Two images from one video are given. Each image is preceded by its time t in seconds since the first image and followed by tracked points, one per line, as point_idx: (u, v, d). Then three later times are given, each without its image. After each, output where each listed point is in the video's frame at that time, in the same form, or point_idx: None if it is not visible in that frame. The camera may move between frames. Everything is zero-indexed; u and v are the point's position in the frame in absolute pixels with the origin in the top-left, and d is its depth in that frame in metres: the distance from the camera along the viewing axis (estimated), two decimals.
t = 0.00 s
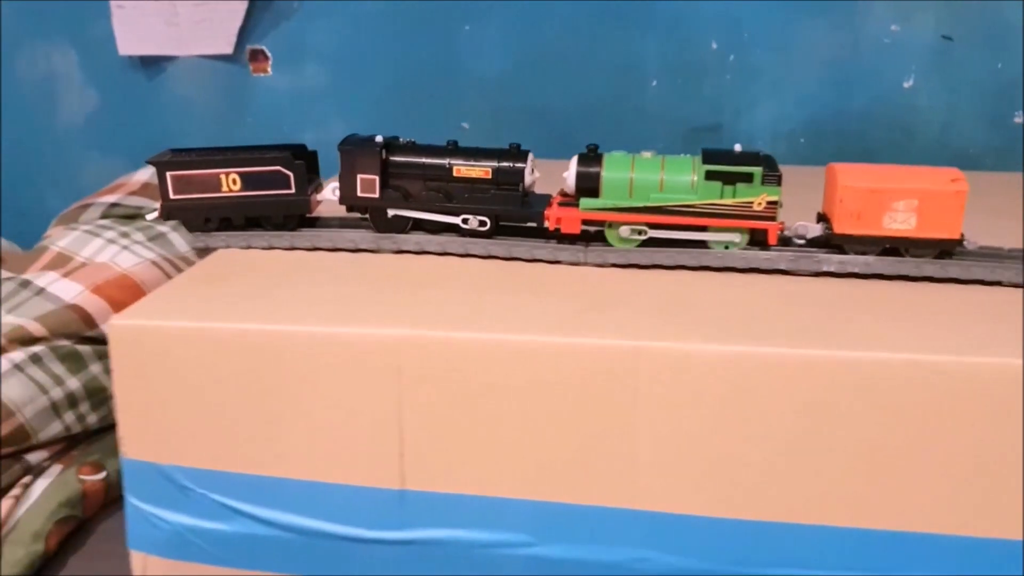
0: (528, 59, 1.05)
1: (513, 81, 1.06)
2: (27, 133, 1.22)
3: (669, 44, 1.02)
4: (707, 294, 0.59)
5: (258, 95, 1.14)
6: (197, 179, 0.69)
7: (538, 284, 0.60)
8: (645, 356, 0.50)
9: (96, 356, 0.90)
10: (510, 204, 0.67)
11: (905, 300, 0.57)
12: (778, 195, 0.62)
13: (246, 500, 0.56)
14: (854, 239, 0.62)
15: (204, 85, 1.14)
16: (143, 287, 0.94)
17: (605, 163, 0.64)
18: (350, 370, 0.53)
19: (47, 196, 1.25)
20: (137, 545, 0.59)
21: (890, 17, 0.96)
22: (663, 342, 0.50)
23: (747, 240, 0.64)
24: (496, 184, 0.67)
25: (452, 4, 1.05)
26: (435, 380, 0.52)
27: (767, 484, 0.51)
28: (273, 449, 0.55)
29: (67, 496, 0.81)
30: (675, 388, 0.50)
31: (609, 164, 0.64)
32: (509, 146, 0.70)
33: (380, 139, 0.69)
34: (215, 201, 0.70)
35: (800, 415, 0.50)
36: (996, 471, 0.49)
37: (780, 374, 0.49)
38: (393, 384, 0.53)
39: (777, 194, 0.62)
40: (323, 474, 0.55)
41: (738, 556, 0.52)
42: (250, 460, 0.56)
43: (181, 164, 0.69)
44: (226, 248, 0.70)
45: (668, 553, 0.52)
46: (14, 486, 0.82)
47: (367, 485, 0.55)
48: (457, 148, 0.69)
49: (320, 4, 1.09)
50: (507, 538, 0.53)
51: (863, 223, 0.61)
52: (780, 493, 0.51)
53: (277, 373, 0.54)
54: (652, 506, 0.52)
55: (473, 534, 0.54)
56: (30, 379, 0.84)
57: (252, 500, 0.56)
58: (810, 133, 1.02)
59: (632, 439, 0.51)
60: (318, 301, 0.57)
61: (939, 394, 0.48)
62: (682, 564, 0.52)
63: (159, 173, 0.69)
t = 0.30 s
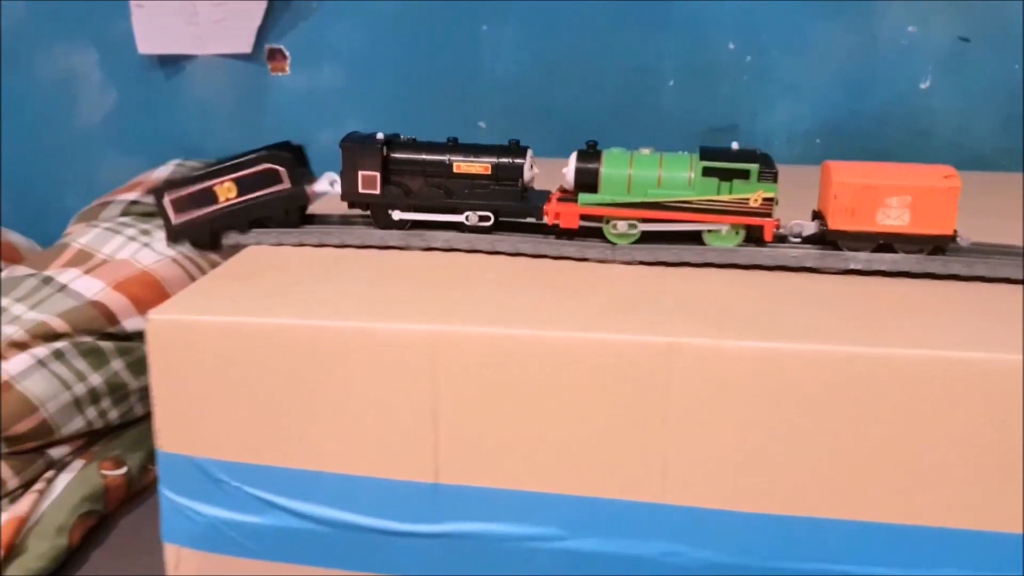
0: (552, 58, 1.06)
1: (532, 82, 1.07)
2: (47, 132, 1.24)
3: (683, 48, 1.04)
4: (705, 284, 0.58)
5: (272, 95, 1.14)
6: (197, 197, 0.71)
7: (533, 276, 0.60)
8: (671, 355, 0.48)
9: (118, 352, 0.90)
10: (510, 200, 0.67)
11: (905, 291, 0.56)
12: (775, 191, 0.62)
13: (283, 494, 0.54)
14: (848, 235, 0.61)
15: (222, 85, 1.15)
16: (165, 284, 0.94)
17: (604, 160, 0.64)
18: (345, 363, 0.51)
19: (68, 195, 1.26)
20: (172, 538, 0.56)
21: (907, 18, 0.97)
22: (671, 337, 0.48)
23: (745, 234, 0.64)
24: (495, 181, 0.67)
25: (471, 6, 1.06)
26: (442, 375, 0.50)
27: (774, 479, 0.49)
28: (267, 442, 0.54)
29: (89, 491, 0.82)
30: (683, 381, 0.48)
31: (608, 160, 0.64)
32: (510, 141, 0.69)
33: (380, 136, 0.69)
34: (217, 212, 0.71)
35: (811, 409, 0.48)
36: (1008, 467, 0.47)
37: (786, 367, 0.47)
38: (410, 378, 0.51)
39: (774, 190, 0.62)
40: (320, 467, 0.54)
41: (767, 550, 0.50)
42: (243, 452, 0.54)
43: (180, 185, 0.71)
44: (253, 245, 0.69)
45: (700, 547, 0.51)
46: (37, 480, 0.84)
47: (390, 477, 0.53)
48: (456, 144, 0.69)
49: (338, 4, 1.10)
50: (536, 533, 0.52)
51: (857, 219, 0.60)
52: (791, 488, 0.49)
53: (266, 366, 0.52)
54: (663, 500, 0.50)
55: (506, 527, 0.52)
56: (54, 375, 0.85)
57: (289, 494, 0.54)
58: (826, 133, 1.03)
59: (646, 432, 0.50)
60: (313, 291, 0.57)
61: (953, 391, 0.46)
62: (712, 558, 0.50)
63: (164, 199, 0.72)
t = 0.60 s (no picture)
0: (560, 59, 1.06)
1: (542, 82, 1.07)
2: (56, 132, 1.24)
3: (694, 47, 1.02)
4: (713, 283, 0.58)
5: (287, 94, 1.15)
6: (183, 214, 0.67)
7: (541, 275, 0.60)
8: (692, 356, 0.48)
9: (131, 351, 0.91)
10: (505, 198, 0.67)
11: (910, 290, 0.57)
12: (764, 188, 0.62)
13: (301, 491, 0.55)
14: (839, 233, 0.61)
15: (232, 85, 1.16)
16: (178, 283, 0.94)
17: (594, 163, 0.65)
18: (360, 360, 0.52)
19: (78, 195, 1.27)
20: (195, 535, 0.57)
21: (917, 19, 0.97)
22: (691, 337, 0.49)
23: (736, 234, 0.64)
24: (490, 179, 0.67)
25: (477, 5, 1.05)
26: (451, 372, 0.51)
27: (786, 477, 0.49)
28: (279, 439, 0.54)
29: (103, 489, 0.82)
30: (698, 380, 0.49)
31: (599, 164, 0.65)
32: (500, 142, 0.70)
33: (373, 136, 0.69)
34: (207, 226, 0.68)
35: (825, 408, 0.48)
36: (1014, 464, 0.47)
37: (799, 365, 0.48)
38: (432, 376, 0.51)
39: (763, 188, 0.63)
40: (335, 464, 0.54)
41: (782, 550, 0.50)
42: (256, 449, 0.55)
43: (162, 206, 0.68)
44: (274, 245, 0.68)
45: (717, 546, 0.51)
46: (51, 479, 0.84)
47: (410, 476, 0.53)
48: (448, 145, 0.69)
49: (347, 4, 1.09)
50: (551, 530, 0.52)
51: (848, 218, 0.61)
52: (802, 486, 0.49)
53: (280, 362, 0.53)
54: (677, 497, 0.51)
55: (523, 525, 0.52)
56: (67, 374, 0.86)
57: (308, 491, 0.54)
58: (836, 134, 1.03)
59: (663, 431, 0.50)
60: (314, 289, 0.57)
61: (956, 391, 0.47)
62: (729, 558, 0.51)
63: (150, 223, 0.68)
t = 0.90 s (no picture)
0: (568, 58, 1.06)
1: (550, 82, 1.07)
2: (64, 130, 1.25)
3: (703, 46, 1.02)
4: (723, 282, 0.58)
5: (295, 92, 1.15)
6: (177, 216, 0.67)
7: (553, 273, 0.60)
8: (708, 351, 0.48)
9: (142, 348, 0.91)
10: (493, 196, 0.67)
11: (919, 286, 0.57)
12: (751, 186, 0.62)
13: (316, 486, 0.55)
14: (825, 229, 0.62)
15: (241, 83, 1.16)
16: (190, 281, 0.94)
17: (582, 161, 0.65)
18: (372, 356, 0.52)
19: (86, 192, 1.27)
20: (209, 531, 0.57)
21: (926, 19, 0.97)
22: (708, 333, 0.49)
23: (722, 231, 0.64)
24: (478, 177, 0.67)
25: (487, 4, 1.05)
26: (454, 368, 0.51)
27: (799, 473, 0.49)
28: (288, 433, 0.54)
29: (113, 486, 0.82)
30: (713, 375, 0.49)
31: (587, 162, 0.65)
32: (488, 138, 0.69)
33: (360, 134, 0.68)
34: (203, 226, 0.68)
35: (837, 405, 0.48)
36: (1020, 460, 0.47)
37: (813, 361, 0.48)
38: (452, 371, 0.51)
39: (749, 186, 0.63)
40: (351, 459, 0.54)
41: (800, 544, 0.50)
42: (265, 444, 0.55)
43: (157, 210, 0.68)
44: (289, 243, 0.68)
45: (734, 542, 0.51)
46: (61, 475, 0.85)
47: (428, 471, 0.53)
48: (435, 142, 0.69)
49: (356, 4, 1.09)
50: (570, 527, 0.52)
51: (834, 214, 0.61)
52: (816, 483, 0.49)
53: (291, 357, 0.53)
54: (693, 493, 0.51)
55: (541, 521, 0.52)
56: (78, 371, 0.86)
57: (322, 486, 0.55)
58: (844, 134, 1.03)
59: (679, 426, 0.50)
60: (313, 284, 0.58)
61: (955, 387, 0.47)
62: (747, 554, 0.51)
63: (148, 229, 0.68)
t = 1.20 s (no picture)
0: (577, 57, 1.06)
1: (558, 80, 1.07)
2: (73, 127, 1.25)
3: (713, 45, 1.02)
4: (736, 279, 0.58)
5: (304, 89, 1.15)
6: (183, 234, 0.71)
7: (560, 269, 0.60)
8: (724, 349, 0.48)
9: (152, 345, 0.92)
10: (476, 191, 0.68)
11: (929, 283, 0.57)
12: (735, 183, 0.63)
13: (332, 481, 0.54)
14: (806, 225, 0.62)
15: (250, 80, 1.16)
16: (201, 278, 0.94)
17: (569, 155, 0.65)
18: (385, 352, 0.52)
19: (94, 189, 1.27)
20: (227, 528, 0.57)
21: (937, 19, 0.97)
22: (727, 330, 0.49)
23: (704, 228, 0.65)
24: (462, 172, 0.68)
25: (497, 3, 1.05)
26: (460, 363, 0.51)
27: (811, 470, 0.49)
28: (297, 428, 0.54)
29: (123, 482, 0.82)
30: (729, 372, 0.49)
31: (573, 156, 0.65)
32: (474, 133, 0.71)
33: (346, 132, 0.70)
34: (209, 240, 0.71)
35: (851, 402, 0.48)
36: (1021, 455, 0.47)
37: (829, 358, 0.48)
38: (468, 368, 0.51)
39: (733, 183, 0.63)
40: (367, 454, 0.54)
41: (816, 541, 0.50)
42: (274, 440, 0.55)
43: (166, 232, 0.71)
44: (304, 239, 0.68)
45: (751, 539, 0.51)
46: (71, 472, 0.84)
47: (445, 467, 0.53)
48: (420, 139, 0.70)
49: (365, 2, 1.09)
50: (586, 523, 0.52)
51: (814, 210, 0.61)
52: (829, 480, 0.49)
53: (303, 353, 0.53)
54: (707, 490, 0.51)
55: (557, 518, 0.52)
56: (89, 367, 0.86)
57: (338, 481, 0.54)
58: (853, 133, 1.02)
59: (693, 423, 0.50)
60: (312, 280, 0.58)
61: (958, 383, 0.47)
62: (764, 550, 0.51)
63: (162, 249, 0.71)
